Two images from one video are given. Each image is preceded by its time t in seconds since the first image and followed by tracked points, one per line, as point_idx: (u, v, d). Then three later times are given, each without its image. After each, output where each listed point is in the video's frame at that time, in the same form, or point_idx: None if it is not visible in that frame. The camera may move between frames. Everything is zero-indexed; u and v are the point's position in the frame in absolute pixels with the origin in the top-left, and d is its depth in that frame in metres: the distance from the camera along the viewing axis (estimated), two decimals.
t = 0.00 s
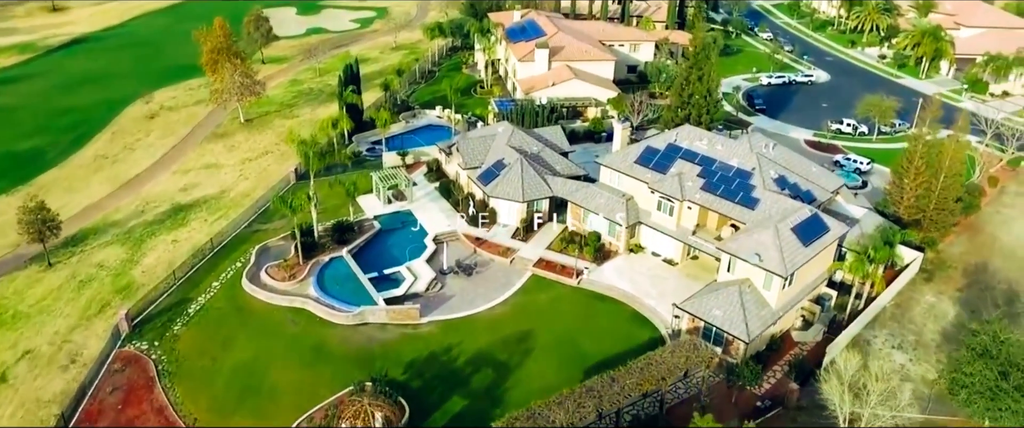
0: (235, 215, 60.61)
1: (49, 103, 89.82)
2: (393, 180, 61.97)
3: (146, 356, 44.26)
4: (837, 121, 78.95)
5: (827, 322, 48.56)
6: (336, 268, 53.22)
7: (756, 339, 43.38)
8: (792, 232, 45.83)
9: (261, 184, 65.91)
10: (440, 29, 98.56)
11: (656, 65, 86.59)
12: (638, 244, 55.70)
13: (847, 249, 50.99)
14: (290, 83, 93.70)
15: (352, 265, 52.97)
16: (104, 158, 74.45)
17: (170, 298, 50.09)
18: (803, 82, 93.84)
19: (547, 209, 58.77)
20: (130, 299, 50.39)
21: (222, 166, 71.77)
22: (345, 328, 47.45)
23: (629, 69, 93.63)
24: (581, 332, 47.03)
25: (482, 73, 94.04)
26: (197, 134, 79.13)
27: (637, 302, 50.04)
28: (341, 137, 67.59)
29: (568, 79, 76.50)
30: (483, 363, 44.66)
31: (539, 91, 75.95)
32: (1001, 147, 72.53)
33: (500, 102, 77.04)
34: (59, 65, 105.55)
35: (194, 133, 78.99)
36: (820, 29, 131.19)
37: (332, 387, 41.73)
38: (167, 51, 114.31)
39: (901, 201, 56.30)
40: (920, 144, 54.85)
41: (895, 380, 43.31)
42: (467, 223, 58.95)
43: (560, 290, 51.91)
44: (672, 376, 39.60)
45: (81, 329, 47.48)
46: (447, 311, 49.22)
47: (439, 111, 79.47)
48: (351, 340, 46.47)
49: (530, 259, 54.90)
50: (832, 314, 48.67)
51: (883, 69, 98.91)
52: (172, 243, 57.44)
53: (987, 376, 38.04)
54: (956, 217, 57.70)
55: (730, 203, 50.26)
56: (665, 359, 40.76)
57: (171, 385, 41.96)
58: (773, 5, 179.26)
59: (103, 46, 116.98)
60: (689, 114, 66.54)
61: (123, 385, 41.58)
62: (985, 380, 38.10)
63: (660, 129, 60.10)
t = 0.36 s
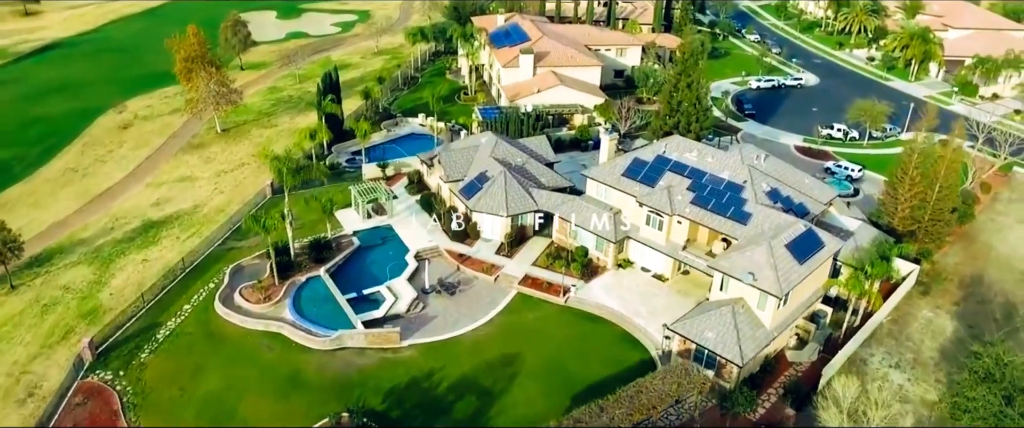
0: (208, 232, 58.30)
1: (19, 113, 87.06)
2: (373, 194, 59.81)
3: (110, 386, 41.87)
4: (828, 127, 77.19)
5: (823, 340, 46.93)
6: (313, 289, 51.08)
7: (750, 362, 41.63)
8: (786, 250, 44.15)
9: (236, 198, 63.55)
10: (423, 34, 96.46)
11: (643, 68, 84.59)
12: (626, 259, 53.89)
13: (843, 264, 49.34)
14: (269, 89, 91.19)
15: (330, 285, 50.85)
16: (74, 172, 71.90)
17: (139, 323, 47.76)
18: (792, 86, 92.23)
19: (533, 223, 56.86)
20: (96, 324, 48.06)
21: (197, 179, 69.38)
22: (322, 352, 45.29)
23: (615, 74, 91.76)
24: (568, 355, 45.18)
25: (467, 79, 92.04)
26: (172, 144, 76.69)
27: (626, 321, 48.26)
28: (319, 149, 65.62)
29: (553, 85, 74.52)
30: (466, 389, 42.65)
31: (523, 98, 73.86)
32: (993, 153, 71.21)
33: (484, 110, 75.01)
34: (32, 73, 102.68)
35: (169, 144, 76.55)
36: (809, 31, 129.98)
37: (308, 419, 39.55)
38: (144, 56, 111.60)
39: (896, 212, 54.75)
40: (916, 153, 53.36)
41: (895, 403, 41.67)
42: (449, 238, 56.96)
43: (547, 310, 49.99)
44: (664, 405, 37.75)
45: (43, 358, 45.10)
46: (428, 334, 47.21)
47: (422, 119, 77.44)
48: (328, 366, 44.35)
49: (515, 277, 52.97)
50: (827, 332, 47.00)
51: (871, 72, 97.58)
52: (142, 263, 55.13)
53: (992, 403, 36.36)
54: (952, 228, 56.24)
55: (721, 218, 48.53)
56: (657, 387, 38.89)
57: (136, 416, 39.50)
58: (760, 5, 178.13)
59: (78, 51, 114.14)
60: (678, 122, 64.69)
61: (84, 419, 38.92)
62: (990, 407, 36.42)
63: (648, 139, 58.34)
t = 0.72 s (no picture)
0: (176, 251, 55.59)
1: None
2: (349, 210, 57.20)
3: (65, 425, 39.08)
4: (816, 132, 74.73)
5: (818, 363, 45.01)
6: (285, 313, 48.55)
7: (744, 390, 39.63)
8: (780, 270, 42.19)
9: (207, 214, 60.80)
10: (403, 38, 93.82)
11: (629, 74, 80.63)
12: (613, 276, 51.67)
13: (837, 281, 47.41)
14: (243, 98, 88.31)
15: (302, 310, 48.35)
16: (38, 187, 68.86)
17: (99, 353, 45.02)
18: (779, 90, 89.96)
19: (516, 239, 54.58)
20: (54, 356, 45.33)
21: (167, 194, 66.51)
22: (293, 383, 42.77)
23: (600, 79, 89.47)
24: (554, 383, 42.98)
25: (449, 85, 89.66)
26: (142, 157, 73.75)
27: (613, 344, 46.13)
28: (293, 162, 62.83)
29: (536, 93, 71.99)
30: (445, 422, 40.30)
31: (505, 107, 71.32)
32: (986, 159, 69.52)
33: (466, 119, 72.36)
34: None
35: (138, 156, 73.62)
36: (795, 32, 128.42)
37: None
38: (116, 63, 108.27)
39: (890, 224, 52.91)
40: (911, 162, 51.35)
41: None
42: (429, 256, 54.56)
43: (530, 332, 47.77)
44: None
45: None
46: (406, 361, 44.86)
47: (402, 128, 74.80)
48: (300, 398, 41.79)
49: (497, 297, 50.69)
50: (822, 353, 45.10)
51: (860, 74, 95.95)
52: (106, 286, 52.35)
53: None
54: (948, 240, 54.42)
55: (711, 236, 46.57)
56: (647, 420, 36.67)
57: None
58: (746, 5, 176.33)
59: (48, 58, 110.63)
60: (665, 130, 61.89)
61: None
62: None
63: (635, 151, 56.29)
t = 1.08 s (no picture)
0: (143, 273, 52.82)
1: None
2: (325, 228, 54.45)
3: None
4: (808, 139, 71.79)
5: (815, 388, 42.89)
6: (256, 340, 45.92)
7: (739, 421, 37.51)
8: (775, 292, 40.19)
9: (177, 232, 58.09)
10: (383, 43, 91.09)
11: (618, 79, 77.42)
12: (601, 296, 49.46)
13: (834, 300, 45.45)
14: (218, 106, 85.41)
15: (274, 336, 45.75)
16: None
17: (57, 386, 42.43)
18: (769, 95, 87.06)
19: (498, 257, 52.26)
20: (9, 391, 42.73)
21: (136, 209, 63.64)
22: (263, 417, 40.09)
23: (586, 85, 87.01)
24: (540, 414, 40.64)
25: (431, 92, 87.06)
26: (111, 171, 70.85)
27: (602, 370, 43.86)
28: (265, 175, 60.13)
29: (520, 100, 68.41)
30: None
31: (488, 116, 68.54)
32: (981, 165, 67.69)
33: (447, 128, 68.79)
34: None
35: (107, 170, 70.72)
36: (783, 34, 126.54)
37: None
38: (89, 69, 104.99)
39: (886, 238, 50.97)
40: (908, 175, 49.40)
41: None
42: (408, 275, 52.15)
43: (514, 358, 45.45)
44: None
45: None
46: (383, 390, 42.42)
47: (382, 138, 72.19)
48: None
49: (479, 320, 48.30)
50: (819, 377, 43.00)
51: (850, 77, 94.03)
52: (67, 311, 49.61)
53: None
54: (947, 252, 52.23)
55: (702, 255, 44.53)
56: None
57: None
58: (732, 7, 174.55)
59: (17, 65, 107.11)
60: (654, 139, 59.04)
61: None
62: None
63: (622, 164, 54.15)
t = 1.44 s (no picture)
0: (113, 294, 50.47)
1: None
2: (303, 244, 52.55)
3: None
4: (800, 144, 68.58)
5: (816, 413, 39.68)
6: (229, 366, 43.59)
7: None
8: (772, 315, 38.29)
9: (149, 250, 55.74)
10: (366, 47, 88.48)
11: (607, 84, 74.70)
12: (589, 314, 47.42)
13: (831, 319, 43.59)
14: (196, 114, 82.86)
15: (248, 362, 43.49)
16: None
17: (16, 420, 40.13)
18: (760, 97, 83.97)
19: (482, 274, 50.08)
20: None
21: (107, 225, 61.17)
22: None
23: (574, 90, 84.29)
24: None
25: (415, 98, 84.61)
26: (83, 183, 68.19)
27: (592, 395, 41.87)
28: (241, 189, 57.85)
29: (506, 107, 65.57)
30: None
31: (472, 123, 65.81)
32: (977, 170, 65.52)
33: (429, 137, 65.71)
34: None
35: (79, 182, 68.08)
36: (774, 35, 124.46)
37: None
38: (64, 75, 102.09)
39: (885, 250, 48.82)
40: (906, 186, 47.23)
41: None
42: (390, 295, 50.10)
43: (497, 382, 43.26)
44: None
45: None
46: (362, 420, 40.24)
47: (363, 147, 69.95)
48: None
49: (463, 342, 46.18)
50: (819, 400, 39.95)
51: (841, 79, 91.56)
52: (30, 336, 47.19)
53: None
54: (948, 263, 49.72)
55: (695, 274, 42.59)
56: None
57: None
58: (721, 8, 172.68)
59: None
60: (642, 148, 56.09)
61: None
62: None
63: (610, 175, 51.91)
